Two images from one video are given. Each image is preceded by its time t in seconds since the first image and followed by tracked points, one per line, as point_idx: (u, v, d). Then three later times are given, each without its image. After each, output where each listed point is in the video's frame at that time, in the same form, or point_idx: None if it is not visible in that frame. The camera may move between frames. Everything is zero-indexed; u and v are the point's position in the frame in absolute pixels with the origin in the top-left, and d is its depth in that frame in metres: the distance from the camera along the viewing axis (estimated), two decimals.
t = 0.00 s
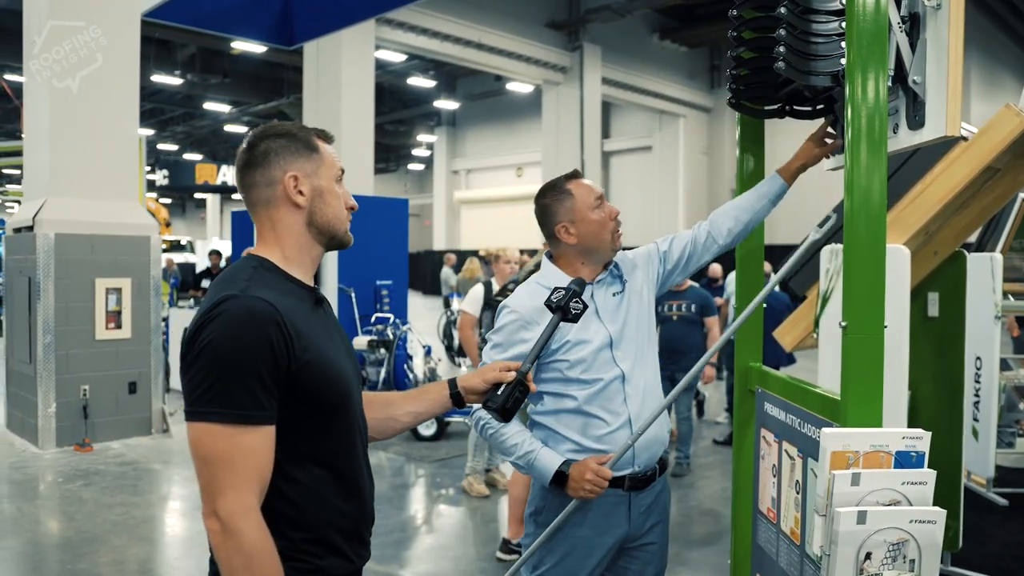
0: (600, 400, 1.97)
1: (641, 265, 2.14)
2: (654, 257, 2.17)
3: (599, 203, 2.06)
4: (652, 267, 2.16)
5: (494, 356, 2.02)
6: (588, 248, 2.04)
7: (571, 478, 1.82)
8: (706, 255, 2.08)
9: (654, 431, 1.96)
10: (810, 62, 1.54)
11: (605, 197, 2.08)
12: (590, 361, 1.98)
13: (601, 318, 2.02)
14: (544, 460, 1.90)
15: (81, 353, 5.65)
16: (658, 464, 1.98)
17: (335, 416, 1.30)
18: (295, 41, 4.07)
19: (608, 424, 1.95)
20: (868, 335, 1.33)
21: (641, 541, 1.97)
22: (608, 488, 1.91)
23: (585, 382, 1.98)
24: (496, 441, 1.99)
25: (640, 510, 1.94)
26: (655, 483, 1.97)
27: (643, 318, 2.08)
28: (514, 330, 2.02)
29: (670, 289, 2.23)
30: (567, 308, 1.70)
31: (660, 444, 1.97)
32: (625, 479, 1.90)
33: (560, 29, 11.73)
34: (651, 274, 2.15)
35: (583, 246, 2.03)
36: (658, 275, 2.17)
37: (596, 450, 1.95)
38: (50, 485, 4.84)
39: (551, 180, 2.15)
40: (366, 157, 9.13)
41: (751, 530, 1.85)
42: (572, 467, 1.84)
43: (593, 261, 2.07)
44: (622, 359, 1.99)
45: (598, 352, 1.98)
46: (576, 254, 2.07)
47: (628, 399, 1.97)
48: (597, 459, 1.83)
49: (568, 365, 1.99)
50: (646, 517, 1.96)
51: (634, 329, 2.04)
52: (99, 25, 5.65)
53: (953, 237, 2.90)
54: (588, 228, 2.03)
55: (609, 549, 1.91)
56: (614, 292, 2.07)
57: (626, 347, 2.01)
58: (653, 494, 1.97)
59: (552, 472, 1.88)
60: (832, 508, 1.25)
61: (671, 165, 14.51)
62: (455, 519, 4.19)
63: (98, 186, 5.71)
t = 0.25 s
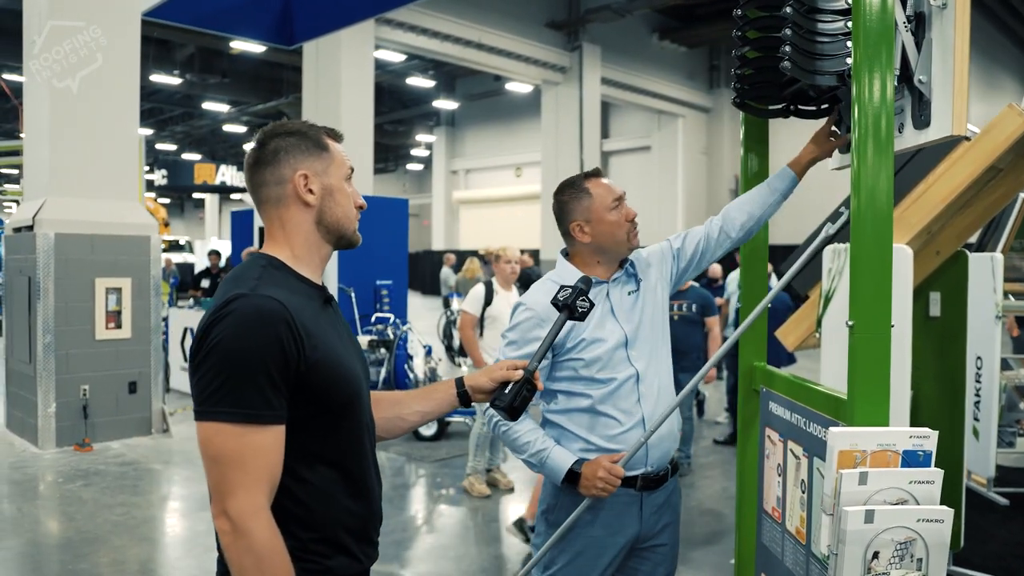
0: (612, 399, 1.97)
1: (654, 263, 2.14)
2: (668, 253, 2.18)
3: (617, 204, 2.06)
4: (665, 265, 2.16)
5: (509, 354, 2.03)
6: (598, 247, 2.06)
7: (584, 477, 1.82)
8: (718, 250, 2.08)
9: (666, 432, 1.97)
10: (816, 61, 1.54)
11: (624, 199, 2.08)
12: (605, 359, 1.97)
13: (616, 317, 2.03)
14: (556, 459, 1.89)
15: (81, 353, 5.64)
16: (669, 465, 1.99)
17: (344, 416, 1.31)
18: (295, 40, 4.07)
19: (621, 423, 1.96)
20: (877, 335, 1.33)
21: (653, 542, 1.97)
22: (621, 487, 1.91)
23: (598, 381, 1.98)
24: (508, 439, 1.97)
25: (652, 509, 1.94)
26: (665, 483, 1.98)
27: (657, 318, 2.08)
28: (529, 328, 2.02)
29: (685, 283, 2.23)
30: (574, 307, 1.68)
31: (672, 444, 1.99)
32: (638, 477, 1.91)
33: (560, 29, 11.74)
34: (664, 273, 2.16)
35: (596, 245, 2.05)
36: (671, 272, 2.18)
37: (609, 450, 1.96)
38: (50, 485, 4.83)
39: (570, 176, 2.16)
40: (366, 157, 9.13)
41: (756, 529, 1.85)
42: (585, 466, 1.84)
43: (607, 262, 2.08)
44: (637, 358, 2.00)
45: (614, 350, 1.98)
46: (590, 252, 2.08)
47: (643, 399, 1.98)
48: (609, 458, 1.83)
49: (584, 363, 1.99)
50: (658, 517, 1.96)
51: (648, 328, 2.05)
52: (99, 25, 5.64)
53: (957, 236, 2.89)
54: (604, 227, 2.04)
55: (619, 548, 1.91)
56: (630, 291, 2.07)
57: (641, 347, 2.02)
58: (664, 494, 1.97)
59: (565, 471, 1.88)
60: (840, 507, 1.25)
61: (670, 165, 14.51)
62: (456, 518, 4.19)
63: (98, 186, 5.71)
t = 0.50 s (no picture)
0: (614, 399, 1.97)
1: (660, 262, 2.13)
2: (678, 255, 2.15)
3: (613, 210, 2.05)
4: (674, 268, 2.14)
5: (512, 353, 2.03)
6: (594, 252, 2.06)
7: (587, 474, 1.82)
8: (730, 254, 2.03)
9: (667, 433, 1.96)
10: (818, 61, 1.55)
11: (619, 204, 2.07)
12: (608, 359, 1.98)
13: (619, 318, 2.02)
14: (559, 458, 1.90)
15: (80, 353, 5.63)
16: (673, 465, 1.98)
17: (346, 416, 1.30)
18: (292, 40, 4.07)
19: (623, 423, 1.96)
20: (880, 334, 1.33)
21: (657, 543, 1.97)
22: (625, 485, 1.92)
23: (600, 381, 1.98)
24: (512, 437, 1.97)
25: (656, 508, 1.94)
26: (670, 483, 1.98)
27: (663, 319, 2.07)
28: (531, 328, 2.02)
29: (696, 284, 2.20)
30: (577, 304, 1.69)
31: (676, 445, 1.97)
32: (640, 477, 1.91)
33: (558, 29, 11.74)
34: (673, 274, 2.14)
35: (593, 252, 2.04)
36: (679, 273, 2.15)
37: (612, 449, 1.96)
38: (48, 486, 4.82)
39: (567, 180, 2.16)
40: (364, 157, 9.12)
41: (757, 528, 1.85)
42: (587, 464, 1.85)
43: (612, 265, 2.07)
44: (640, 359, 1.99)
45: (616, 351, 1.98)
46: (590, 257, 2.07)
47: (645, 399, 1.97)
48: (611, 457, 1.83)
49: (585, 363, 2.00)
50: (662, 517, 1.96)
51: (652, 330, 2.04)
52: (99, 25, 5.64)
53: (956, 235, 2.88)
54: (594, 233, 2.03)
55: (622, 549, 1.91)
56: (635, 292, 2.05)
57: (644, 347, 2.01)
58: (669, 493, 1.97)
59: (568, 468, 1.88)
60: (843, 507, 1.25)
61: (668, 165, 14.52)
62: (456, 518, 4.18)
63: (97, 187, 5.70)
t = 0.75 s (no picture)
0: (604, 398, 1.97)
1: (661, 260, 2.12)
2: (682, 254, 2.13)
3: (574, 214, 2.06)
4: (680, 266, 2.13)
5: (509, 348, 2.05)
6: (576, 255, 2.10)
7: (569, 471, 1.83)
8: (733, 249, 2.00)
9: (658, 433, 1.94)
10: (814, 60, 1.54)
11: (587, 209, 2.05)
12: (597, 360, 1.98)
13: (612, 319, 2.02)
14: (545, 453, 1.92)
15: (77, 353, 5.63)
16: (666, 467, 1.97)
17: (342, 415, 1.30)
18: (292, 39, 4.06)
19: (610, 423, 1.96)
20: (874, 333, 1.33)
21: (644, 545, 1.96)
22: (611, 485, 1.91)
23: (590, 381, 1.99)
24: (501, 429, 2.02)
25: (644, 511, 1.93)
26: (663, 486, 1.96)
27: (662, 320, 2.05)
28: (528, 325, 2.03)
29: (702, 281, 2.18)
30: (574, 303, 1.69)
31: (667, 447, 1.95)
32: (627, 478, 1.91)
33: (555, 29, 11.75)
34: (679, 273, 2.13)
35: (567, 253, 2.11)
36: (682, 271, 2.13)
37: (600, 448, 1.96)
38: (45, 486, 4.81)
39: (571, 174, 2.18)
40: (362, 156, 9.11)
41: (754, 528, 1.85)
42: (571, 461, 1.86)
43: (609, 265, 2.07)
44: (631, 361, 1.98)
45: (607, 351, 1.98)
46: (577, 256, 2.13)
47: (634, 401, 1.96)
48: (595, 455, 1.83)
49: (576, 363, 2.01)
50: (654, 518, 1.94)
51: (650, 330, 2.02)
52: (99, 25, 5.64)
53: (953, 235, 2.88)
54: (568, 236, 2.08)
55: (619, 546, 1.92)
56: (634, 292, 2.05)
57: (637, 349, 1.99)
58: (664, 494, 1.96)
59: (553, 464, 1.90)
60: (839, 506, 1.25)
61: (666, 165, 14.52)
62: (453, 519, 4.18)
63: (95, 186, 5.70)
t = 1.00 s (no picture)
0: (593, 399, 1.97)
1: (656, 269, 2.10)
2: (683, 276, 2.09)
3: (568, 211, 2.06)
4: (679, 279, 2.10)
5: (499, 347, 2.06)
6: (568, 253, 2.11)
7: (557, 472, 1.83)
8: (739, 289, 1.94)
9: (647, 434, 1.95)
10: (814, 59, 1.54)
11: (581, 208, 2.05)
12: (585, 361, 1.98)
13: (602, 319, 2.02)
14: (534, 453, 1.93)
15: (75, 353, 5.61)
16: (656, 467, 1.97)
17: (338, 414, 1.30)
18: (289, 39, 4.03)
19: (598, 424, 1.96)
20: (871, 332, 1.33)
21: (636, 544, 1.95)
22: (600, 485, 1.91)
23: (578, 381, 1.99)
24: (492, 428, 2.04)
25: (634, 511, 1.93)
26: (653, 486, 1.96)
27: (654, 322, 2.05)
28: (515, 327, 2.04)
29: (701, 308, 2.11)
30: (570, 302, 1.69)
31: (654, 448, 1.96)
32: (617, 478, 1.91)
33: (554, 29, 11.74)
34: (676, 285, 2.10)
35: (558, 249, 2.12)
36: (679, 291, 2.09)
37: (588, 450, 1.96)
38: (43, 486, 4.80)
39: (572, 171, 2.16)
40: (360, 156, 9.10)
41: (753, 528, 1.85)
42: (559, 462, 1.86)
43: (599, 266, 2.07)
44: (621, 362, 1.98)
45: (597, 352, 1.98)
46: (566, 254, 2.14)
47: (623, 402, 1.96)
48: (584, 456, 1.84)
49: (565, 363, 2.01)
50: (645, 517, 1.94)
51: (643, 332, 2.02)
52: (99, 25, 5.64)
53: (951, 235, 2.88)
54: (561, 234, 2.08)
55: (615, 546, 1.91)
56: (625, 294, 2.04)
57: (628, 350, 2.00)
58: (654, 494, 1.96)
59: (541, 464, 1.90)
60: (838, 506, 1.24)
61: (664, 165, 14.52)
62: (451, 519, 4.18)
63: (94, 186, 5.69)
